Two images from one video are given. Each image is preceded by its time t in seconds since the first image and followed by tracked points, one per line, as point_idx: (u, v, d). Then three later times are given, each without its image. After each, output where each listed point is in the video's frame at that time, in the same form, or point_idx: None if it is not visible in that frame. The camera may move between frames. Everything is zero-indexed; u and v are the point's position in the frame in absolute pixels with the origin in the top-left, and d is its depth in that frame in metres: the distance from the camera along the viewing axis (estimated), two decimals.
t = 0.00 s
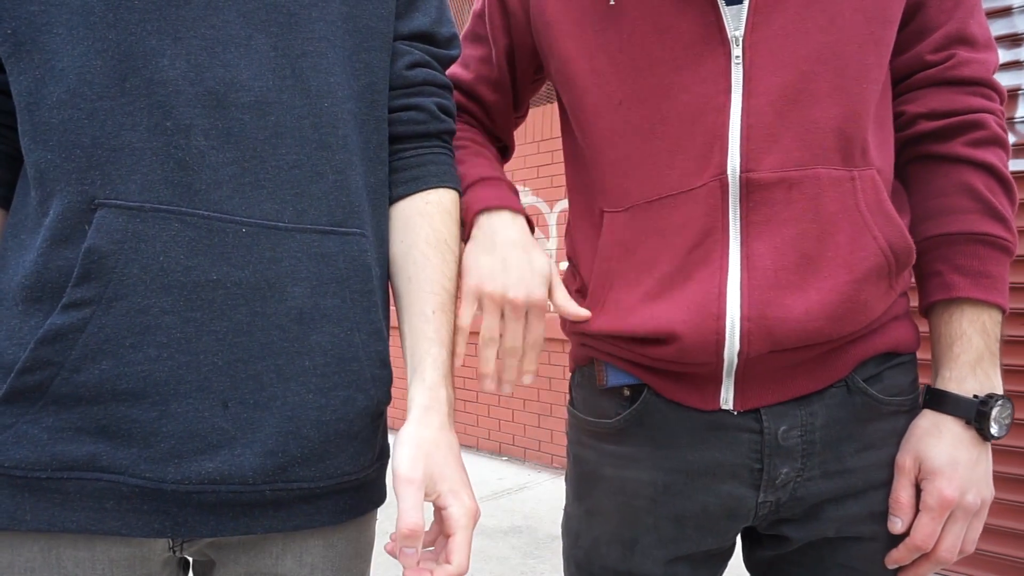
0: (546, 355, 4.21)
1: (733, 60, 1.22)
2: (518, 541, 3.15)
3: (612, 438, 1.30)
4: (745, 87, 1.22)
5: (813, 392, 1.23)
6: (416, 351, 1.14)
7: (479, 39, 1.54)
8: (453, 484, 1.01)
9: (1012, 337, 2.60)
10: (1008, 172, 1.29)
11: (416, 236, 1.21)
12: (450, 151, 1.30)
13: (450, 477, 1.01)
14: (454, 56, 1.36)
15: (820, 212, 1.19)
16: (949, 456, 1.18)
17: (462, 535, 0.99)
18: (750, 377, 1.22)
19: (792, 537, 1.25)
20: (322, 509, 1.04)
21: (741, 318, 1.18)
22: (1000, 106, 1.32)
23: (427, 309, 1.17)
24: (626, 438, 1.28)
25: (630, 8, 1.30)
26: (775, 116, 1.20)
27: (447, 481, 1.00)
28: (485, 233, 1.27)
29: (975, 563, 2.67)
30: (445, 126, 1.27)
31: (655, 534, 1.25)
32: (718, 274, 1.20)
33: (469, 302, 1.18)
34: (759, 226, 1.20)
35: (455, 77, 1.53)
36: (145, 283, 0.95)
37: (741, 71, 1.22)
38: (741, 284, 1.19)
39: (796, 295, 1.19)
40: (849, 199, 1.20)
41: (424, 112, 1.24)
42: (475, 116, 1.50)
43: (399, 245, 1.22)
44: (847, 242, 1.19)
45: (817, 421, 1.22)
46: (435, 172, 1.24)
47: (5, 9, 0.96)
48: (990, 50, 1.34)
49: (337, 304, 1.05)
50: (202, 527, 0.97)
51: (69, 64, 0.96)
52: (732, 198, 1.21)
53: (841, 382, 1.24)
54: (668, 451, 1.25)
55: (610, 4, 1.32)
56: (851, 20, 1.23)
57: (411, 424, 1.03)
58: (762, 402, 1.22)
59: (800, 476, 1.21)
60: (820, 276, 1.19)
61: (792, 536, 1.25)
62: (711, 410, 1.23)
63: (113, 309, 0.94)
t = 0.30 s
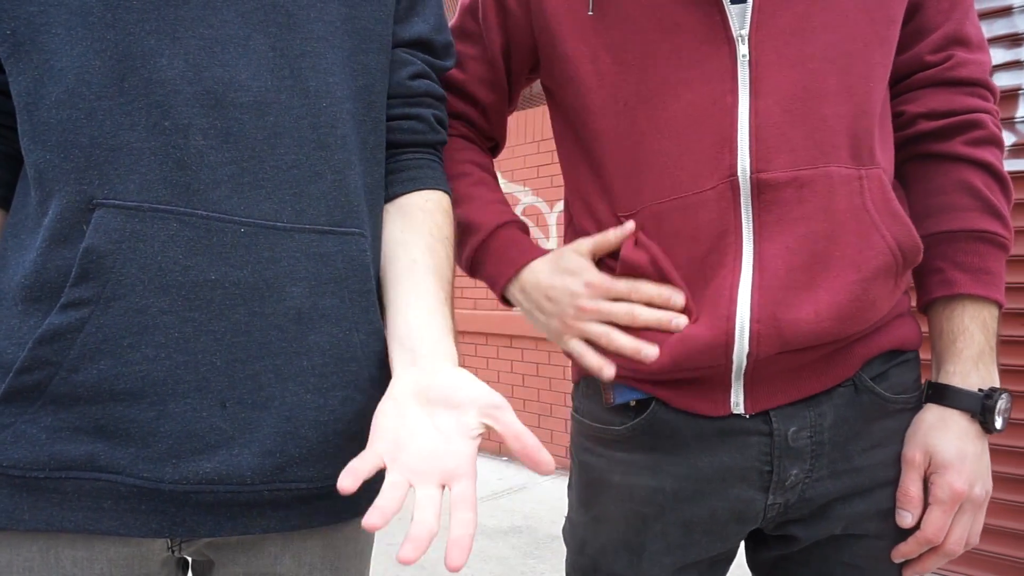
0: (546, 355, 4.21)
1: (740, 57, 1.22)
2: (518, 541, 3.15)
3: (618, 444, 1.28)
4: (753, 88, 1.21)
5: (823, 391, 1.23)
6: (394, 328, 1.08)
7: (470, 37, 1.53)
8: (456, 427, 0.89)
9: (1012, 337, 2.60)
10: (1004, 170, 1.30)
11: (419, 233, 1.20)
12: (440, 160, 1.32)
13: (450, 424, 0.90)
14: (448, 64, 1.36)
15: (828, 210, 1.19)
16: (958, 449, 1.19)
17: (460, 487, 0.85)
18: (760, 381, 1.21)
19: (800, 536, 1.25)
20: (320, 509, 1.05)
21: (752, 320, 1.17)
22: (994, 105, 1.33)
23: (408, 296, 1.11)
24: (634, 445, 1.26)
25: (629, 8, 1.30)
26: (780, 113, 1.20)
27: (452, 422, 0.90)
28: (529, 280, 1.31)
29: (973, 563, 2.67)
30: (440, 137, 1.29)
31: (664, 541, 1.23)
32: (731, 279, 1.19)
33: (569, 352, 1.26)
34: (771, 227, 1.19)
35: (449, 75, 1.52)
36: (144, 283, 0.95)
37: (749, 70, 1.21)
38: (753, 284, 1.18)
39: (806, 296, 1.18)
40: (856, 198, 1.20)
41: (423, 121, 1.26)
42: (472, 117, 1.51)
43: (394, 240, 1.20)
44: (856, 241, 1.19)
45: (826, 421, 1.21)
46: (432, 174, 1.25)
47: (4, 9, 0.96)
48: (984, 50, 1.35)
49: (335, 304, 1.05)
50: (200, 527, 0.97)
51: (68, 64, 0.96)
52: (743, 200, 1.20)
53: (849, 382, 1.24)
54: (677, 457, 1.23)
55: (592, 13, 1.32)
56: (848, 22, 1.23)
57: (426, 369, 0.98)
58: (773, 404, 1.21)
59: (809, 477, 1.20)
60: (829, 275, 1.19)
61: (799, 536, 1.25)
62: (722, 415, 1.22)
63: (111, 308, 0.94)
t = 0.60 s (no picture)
0: (546, 354, 4.21)
1: (742, 57, 1.22)
2: (518, 541, 3.15)
3: (623, 442, 1.27)
4: (756, 85, 1.21)
5: (829, 390, 1.23)
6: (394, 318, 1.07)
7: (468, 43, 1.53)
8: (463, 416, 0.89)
9: (1012, 338, 2.60)
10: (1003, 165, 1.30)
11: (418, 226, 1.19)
12: (439, 159, 1.32)
13: (454, 415, 0.89)
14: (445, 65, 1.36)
15: (837, 208, 1.19)
16: (958, 444, 1.20)
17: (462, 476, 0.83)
18: (768, 375, 1.20)
19: (804, 535, 1.25)
20: (320, 510, 1.06)
21: (762, 316, 1.16)
22: (992, 101, 1.34)
23: (409, 286, 1.11)
24: (638, 443, 1.26)
25: (628, 8, 1.30)
26: (783, 109, 1.21)
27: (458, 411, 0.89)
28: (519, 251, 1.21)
29: (973, 563, 2.66)
30: (437, 135, 1.29)
31: (670, 539, 1.23)
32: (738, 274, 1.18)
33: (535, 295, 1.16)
34: (776, 222, 1.19)
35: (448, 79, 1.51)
36: (143, 283, 0.95)
37: (749, 69, 1.22)
38: (762, 279, 1.17)
39: (813, 292, 1.18)
40: (862, 196, 1.21)
41: (420, 120, 1.26)
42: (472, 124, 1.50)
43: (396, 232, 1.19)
44: (863, 238, 1.20)
45: (831, 419, 1.21)
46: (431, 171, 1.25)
47: (3, 10, 0.96)
48: (981, 48, 1.35)
49: (334, 305, 1.05)
50: (198, 527, 0.97)
51: (67, 65, 0.96)
52: (749, 195, 1.19)
53: (854, 380, 1.24)
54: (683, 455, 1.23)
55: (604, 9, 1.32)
56: (846, 22, 1.23)
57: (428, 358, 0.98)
58: (777, 400, 1.21)
59: (814, 474, 1.20)
60: (837, 272, 1.19)
61: (804, 534, 1.25)
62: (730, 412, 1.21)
63: (110, 309, 0.94)
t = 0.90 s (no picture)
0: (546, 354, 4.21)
1: (743, 53, 1.22)
2: (518, 541, 3.15)
3: (617, 442, 1.28)
4: (755, 81, 1.22)
5: (823, 390, 1.22)
6: (392, 329, 1.10)
7: (473, 47, 1.51)
8: (393, 448, 0.91)
9: (1011, 338, 2.60)
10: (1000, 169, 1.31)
11: (409, 230, 1.21)
12: (442, 156, 1.32)
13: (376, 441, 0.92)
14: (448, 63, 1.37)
15: (830, 206, 1.19)
16: (958, 446, 1.20)
17: (386, 505, 0.86)
18: (759, 372, 1.21)
19: (800, 536, 1.25)
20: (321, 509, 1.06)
21: (750, 312, 1.17)
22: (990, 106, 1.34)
23: (406, 298, 1.13)
24: (632, 443, 1.26)
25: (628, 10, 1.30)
26: (782, 107, 1.21)
27: (388, 443, 0.91)
28: (478, 334, 1.26)
29: (971, 563, 2.67)
30: (439, 133, 1.30)
31: (663, 540, 1.23)
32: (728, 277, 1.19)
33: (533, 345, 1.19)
34: (770, 219, 1.20)
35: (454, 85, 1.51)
36: (144, 284, 0.95)
37: (749, 64, 1.22)
38: (752, 278, 1.18)
39: (804, 291, 1.18)
40: (856, 193, 1.20)
41: (420, 118, 1.27)
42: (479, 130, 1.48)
43: (388, 239, 1.21)
44: (855, 236, 1.20)
45: (825, 420, 1.21)
46: (428, 170, 1.25)
47: (4, 11, 0.96)
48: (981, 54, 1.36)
49: (335, 305, 1.06)
50: (199, 527, 0.97)
51: (69, 66, 0.96)
52: (743, 187, 1.20)
53: (849, 381, 1.24)
54: (676, 455, 1.23)
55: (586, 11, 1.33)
56: (845, 23, 1.23)
57: (374, 386, 0.98)
58: (770, 399, 1.21)
59: (809, 475, 1.20)
60: (829, 270, 1.19)
61: (799, 536, 1.25)
62: (720, 413, 1.22)
63: (112, 309, 0.94)
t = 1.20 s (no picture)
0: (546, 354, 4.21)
1: (739, 54, 1.22)
2: (518, 541, 3.15)
3: (613, 443, 1.28)
4: (753, 88, 1.21)
5: (822, 394, 1.22)
6: (395, 353, 1.14)
7: (473, 49, 1.52)
8: (406, 485, 0.99)
9: (1012, 338, 2.60)
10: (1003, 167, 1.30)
11: (405, 242, 1.23)
12: (441, 157, 1.33)
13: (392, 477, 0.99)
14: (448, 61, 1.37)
15: (825, 209, 1.19)
16: (955, 448, 1.19)
17: (401, 538, 0.96)
18: (758, 381, 1.20)
19: (797, 538, 1.25)
20: (320, 509, 1.06)
21: (748, 322, 1.16)
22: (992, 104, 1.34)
23: (401, 325, 1.16)
24: (629, 444, 1.26)
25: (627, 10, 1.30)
26: (779, 111, 1.20)
27: (401, 480, 0.99)
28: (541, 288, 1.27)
29: (973, 563, 2.66)
30: (439, 133, 1.30)
31: (660, 540, 1.23)
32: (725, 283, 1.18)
33: (570, 368, 1.25)
34: (768, 225, 1.19)
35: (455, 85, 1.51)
36: (143, 284, 0.95)
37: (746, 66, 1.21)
38: (749, 285, 1.17)
39: (800, 297, 1.18)
40: (848, 197, 1.19)
41: (418, 119, 1.27)
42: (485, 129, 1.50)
43: (387, 255, 1.23)
44: (850, 240, 1.19)
45: (823, 421, 1.21)
46: (425, 176, 1.26)
47: (3, 12, 0.96)
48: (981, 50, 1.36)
49: (334, 305, 1.06)
50: (199, 527, 0.98)
51: (67, 67, 0.96)
52: (742, 201, 1.20)
53: (847, 382, 1.24)
54: (673, 456, 1.23)
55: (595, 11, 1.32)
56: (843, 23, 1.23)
57: (378, 423, 1.03)
58: (771, 404, 1.20)
59: (806, 476, 1.20)
60: (824, 274, 1.18)
61: (796, 537, 1.25)
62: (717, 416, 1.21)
63: (111, 309, 0.95)
